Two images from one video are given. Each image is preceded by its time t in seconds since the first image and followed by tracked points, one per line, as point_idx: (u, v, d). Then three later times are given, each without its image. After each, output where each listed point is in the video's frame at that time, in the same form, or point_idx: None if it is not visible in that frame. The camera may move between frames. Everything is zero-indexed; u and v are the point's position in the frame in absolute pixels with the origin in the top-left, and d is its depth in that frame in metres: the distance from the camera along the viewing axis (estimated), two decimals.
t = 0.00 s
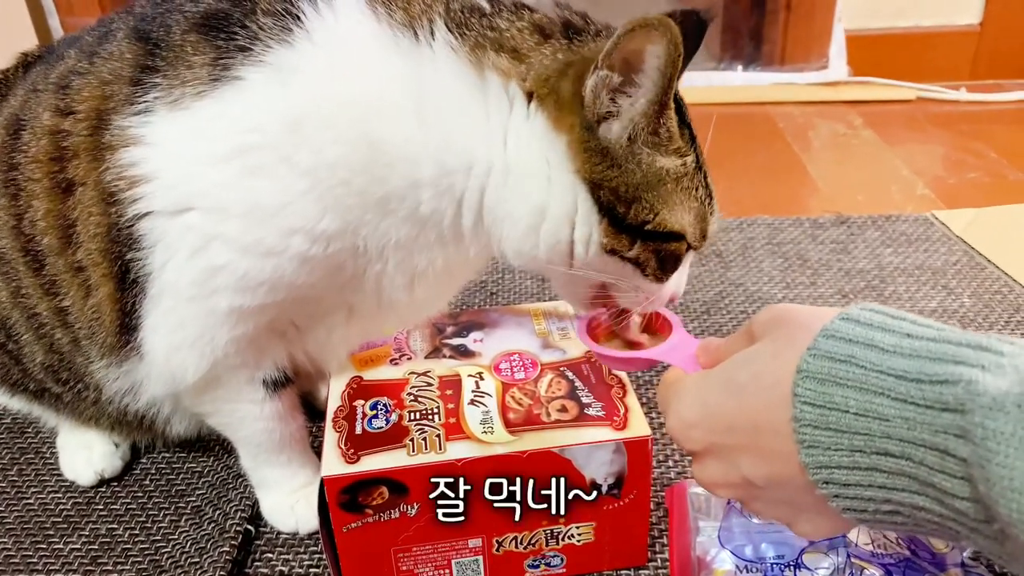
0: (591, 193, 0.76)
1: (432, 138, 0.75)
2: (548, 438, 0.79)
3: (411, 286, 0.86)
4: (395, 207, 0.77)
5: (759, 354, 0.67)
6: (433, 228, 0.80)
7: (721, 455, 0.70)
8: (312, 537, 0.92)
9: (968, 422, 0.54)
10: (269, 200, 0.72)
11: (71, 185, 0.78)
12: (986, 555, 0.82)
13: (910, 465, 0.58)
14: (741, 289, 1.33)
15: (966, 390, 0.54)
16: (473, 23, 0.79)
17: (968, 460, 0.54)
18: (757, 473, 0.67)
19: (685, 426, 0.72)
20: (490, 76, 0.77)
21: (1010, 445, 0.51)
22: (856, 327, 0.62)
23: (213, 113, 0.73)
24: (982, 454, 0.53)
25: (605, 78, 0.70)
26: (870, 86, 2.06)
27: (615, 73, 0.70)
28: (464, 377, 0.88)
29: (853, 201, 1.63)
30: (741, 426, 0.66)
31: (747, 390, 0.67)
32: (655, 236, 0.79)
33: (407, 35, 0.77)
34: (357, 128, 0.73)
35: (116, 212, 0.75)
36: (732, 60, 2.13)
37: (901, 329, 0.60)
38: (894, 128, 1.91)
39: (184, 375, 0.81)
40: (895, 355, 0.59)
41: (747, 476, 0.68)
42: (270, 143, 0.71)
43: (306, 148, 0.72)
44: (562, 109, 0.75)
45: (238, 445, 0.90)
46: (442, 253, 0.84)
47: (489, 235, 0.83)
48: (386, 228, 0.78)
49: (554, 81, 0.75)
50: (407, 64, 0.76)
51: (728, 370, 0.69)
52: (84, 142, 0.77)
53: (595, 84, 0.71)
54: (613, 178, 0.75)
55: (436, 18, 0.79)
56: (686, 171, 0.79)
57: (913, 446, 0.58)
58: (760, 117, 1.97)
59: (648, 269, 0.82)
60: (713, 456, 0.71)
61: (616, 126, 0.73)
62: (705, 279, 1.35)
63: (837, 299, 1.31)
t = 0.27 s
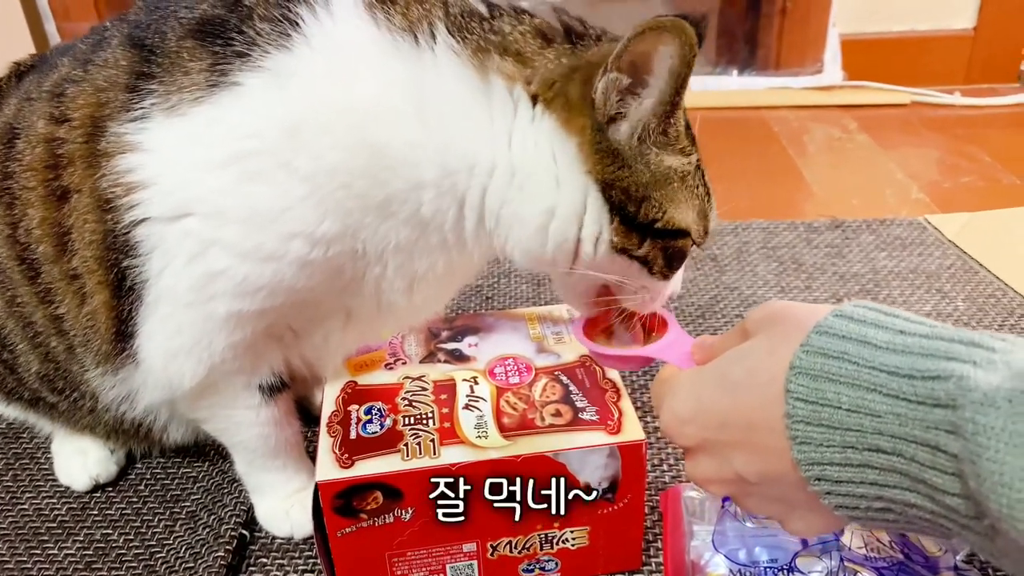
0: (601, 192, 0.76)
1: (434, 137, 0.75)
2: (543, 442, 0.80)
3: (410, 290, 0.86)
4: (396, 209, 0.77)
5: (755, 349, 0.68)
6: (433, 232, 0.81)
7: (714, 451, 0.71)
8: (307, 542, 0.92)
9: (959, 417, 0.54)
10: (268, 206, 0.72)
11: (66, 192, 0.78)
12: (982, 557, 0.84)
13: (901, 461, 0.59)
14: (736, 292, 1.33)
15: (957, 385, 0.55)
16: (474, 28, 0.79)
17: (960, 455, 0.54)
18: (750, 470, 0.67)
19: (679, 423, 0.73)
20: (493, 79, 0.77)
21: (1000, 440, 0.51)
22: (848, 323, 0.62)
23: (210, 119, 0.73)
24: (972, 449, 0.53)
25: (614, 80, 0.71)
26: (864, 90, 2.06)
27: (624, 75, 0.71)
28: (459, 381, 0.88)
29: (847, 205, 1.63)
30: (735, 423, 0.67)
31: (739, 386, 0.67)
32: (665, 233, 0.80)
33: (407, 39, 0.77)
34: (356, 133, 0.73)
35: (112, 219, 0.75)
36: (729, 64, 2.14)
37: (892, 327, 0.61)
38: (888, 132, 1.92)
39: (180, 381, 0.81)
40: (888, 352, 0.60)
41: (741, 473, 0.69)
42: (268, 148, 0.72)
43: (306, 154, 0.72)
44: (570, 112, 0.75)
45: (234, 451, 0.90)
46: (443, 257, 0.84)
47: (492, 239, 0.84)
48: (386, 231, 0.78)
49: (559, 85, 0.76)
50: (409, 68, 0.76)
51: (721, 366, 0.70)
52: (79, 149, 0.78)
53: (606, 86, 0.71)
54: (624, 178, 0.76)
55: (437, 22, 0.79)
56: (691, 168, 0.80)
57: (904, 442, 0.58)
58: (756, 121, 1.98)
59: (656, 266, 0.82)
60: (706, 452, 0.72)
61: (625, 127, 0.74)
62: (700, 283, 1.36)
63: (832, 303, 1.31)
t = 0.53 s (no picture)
0: (613, 189, 0.76)
1: (438, 142, 0.76)
2: (538, 448, 0.80)
3: (411, 295, 0.87)
4: (398, 215, 0.77)
5: (755, 349, 0.70)
6: (434, 237, 0.81)
7: (714, 451, 0.73)
8: (303, 549, 0.92)
9: (955, 414, 0.56)
10: (268, 213, 0.72)
11: (63, 202, 0.78)
12: (979, 558, 0.87)
13: (899, 458, 0.61)
14: (731, 298, 1.34)
15: (953, 383, 0.57)
16: (478, 37, 0.80)
17: (956, 452, 0.57)
18: (752, 469, 0.69)
19: (679, 423, 0.75)
20: (499, 87, 0.78)
21: (995, 436, 0.53)
22: (848, 324, 0.65)
23: (209, 128, 0.73)
24: (968, 446, 0.55)
25: (621, 82, 0.72)
26: (859, 96, 2.07)
27: (630, 77, 0.72)
28: (454, 387, 0.88)
29: (842, 211, 1.64)
30: (735, 421, 0.69)
31: (740, 386, 0.69)
32: (674, 231, 0.80)
33: (409, 47, 0.77)
34: (357, 140, 0.73)
35: (109, 227, 0.75)
36: (724, 70, 2.14)
37: (891, 327, 0.63)
38: (883, 138, 1.92)
39: (178, 389, 0.81)
40: (886, 351, 0.62)
41: (741, 472, 0.71)
42: (268, 155, 0.72)
43: (307, 162, 0.72)
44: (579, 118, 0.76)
45: (230, 458, 0.90)
46: (444, 263, 0.85)
47: (497, 245, 0.84)
48: (387, 237, 0.78)
49: (563, 92, 0.76)
50: (413, 76, 0.76)
51: (722, 367, 0.72)
52: (77, 158, 0.78)
53: (613, 88, 0.73)
54: (636, 177, 0.76)
55: (440, 31, 0.79)
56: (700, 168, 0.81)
57: (901, 440, 0.60)
58: (751, 127, 1.98)
59: (670, 266, 0.83)
60: (706, 452, 0.73)
61: (633, 128, 0.75)
62: (695, 289, 1.36)
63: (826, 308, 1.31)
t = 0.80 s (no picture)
0: (618, 191, 0.77)
1: (445, 146, 0.76)
2: (536, 453, 0.80)
3: (416, 300, 0.87)
4: (405, 220, 0.78)
5: (757, 350, 0.71)
6: (439, 242, 0.81)
7: (718, 450, 0.73)
8: (303, 553, 0.92)
9: (958, 413, 0.58)
10: (274, 220, 0.73)
11: (68, 210, 0.79)
12: (982, 552, 0.88)
13: (902, 456, 0.62)
14: (728, 303, 1.34)
15: (956, 382, 0.58)
16: (483, 44, 0.81)
17: (959, 449, 0.58)
18: (756, 467, 0.70)
19: (682, 423, 0.75)
20: (505, 92, 0.78)
21: (998, 434, 0.54)
22: (851, 324, 0.66)
23: (214, 135, 0.73)
24: (972, 443, 0.56)
25: (626, 88, 0.74)
26: (855, 102, 2.09)
27: (633, 82, 0.74)
28: (453, 392, 0.88)
29: (838, 217, 1.65)
30: (740, 419, 0.70)
31: (744, 385, 0.70)
32: (676, 233, 0.81)
33: (417, 55, 0.78)
34: (364, 147, 0.74)
35: (114, 235, 0.76)
36: (720, 75, 2.14)
37: (892, 326, 0.65)
38: (879, 144, 1.93)
39: (181, 395, 0.81)
40: (889, 350, 0.64)
41: (746, 472, 0.72)
42: (274, 162, 0.72)
43: (313, 168, 0.73)
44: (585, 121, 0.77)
45: (231, 463, 0.90)
46: (450, 269, 0.85)
47: (502, 250, 0.85)
48: (392, 242, 0.79)
49: (568, 97, 0.77)
50: (420, 82, 0.77)
51: (726, 365, 0.73)
52: (81, 165, 0.78)
53: (617, 93, 0.74)
54: (640, 180, 0.77)
55: (447, 38, 0.80)
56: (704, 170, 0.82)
57: (905, 438, 0.62)
58: (747, 133, 1.99)
59: (677, 270, 0.84)
60: (710, 450, 0.74)
61: (637, 133, 0.76)
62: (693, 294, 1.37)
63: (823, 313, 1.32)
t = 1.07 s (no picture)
0: (613, 190, 0.78)
1: (443, 150, 0.77)
2: (530, 459, 0.81)
3: (415, 306, 0.87)
4: (404, 225, 0.78)
5: (751, 356, 0.71)
6: (440, 247, 0.82)
7: (712, 454, 0.74)
8: (298, 559, 0.92)
9: (952, 418, 0.58)
10: (273, 227, 0.73)
11: (65, 219, 0.79)
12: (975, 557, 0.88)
13: (895, 462, 0.63)
14: (723, 308, 1.35)
15: (950, 387, 0.58)
16: (478, 49, 0.82)
17: (953, 455, 0.58)
18: (748, 473, 0.71)
19: (677, 427, 0.75)
20: (500, 93, 0.79)
21: (991, 440, 0.54)
22: (846, 329, 0.66)
23: (212, 144, 0.74)
24: (965, 449, 0.56)
25: (616, 86, 0.74)
26: (849, 108, 2.09)
27: (623, 79, 0.74)
28: (447, 399, 0.88)
29: (832, 222, 1.65)
30: (734, 424, 0.70)
31: (739, 391, 0.70)
32: (676, 229, 0.81)
33: (412, 60, 0.79)
34: (363, 154, 0.74)
35: (111, 243, 0.76)
36: (714, 81, 2.15)
37: (887, 332, 0.65)
38: (873, 149, 1.94)
39: (179, 403, 0.81)
40: (883, 356, 0.64)
41: (741, 477, 0.72)
42: (273, 170, 0.72)
43: (313, 175, 0.73)
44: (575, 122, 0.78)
45: (226, 470, 0.90)
46: (452, 272, 0.85)
47: (502, 252, 0.85)
48: (391, 247, 0.79)
49: (562, 95, 0.78)
50: (417, 88, 0.77)
51: (721, 370, 0.73)
52: (77, 174, 0.78)
53: (609, 91, 0.75)
54: (633, 176, 0.77)
55: (442, 43, 0.81)
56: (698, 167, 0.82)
57: (899, 444, 0.62)
58: (742, 138, 2.00)
59: (676, 266, 0.83)
60: (704, 454, 0.75)
61: (630, 130, 0.77)
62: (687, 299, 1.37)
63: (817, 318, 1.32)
